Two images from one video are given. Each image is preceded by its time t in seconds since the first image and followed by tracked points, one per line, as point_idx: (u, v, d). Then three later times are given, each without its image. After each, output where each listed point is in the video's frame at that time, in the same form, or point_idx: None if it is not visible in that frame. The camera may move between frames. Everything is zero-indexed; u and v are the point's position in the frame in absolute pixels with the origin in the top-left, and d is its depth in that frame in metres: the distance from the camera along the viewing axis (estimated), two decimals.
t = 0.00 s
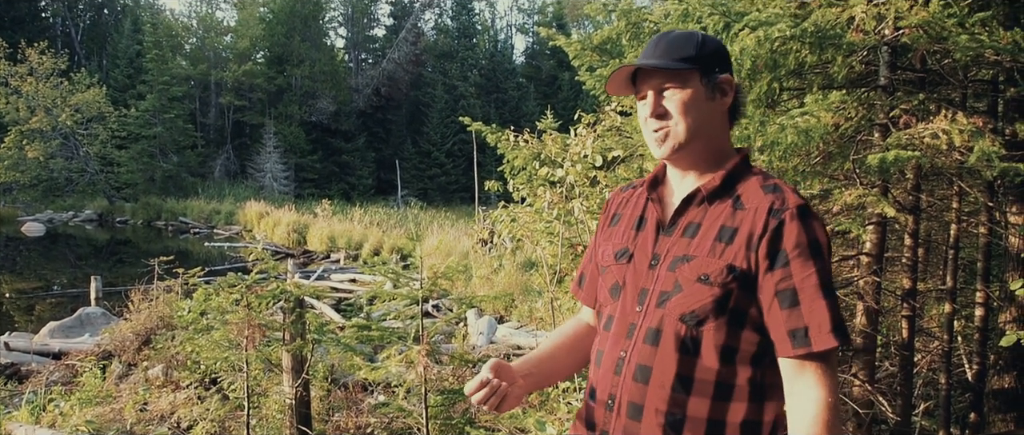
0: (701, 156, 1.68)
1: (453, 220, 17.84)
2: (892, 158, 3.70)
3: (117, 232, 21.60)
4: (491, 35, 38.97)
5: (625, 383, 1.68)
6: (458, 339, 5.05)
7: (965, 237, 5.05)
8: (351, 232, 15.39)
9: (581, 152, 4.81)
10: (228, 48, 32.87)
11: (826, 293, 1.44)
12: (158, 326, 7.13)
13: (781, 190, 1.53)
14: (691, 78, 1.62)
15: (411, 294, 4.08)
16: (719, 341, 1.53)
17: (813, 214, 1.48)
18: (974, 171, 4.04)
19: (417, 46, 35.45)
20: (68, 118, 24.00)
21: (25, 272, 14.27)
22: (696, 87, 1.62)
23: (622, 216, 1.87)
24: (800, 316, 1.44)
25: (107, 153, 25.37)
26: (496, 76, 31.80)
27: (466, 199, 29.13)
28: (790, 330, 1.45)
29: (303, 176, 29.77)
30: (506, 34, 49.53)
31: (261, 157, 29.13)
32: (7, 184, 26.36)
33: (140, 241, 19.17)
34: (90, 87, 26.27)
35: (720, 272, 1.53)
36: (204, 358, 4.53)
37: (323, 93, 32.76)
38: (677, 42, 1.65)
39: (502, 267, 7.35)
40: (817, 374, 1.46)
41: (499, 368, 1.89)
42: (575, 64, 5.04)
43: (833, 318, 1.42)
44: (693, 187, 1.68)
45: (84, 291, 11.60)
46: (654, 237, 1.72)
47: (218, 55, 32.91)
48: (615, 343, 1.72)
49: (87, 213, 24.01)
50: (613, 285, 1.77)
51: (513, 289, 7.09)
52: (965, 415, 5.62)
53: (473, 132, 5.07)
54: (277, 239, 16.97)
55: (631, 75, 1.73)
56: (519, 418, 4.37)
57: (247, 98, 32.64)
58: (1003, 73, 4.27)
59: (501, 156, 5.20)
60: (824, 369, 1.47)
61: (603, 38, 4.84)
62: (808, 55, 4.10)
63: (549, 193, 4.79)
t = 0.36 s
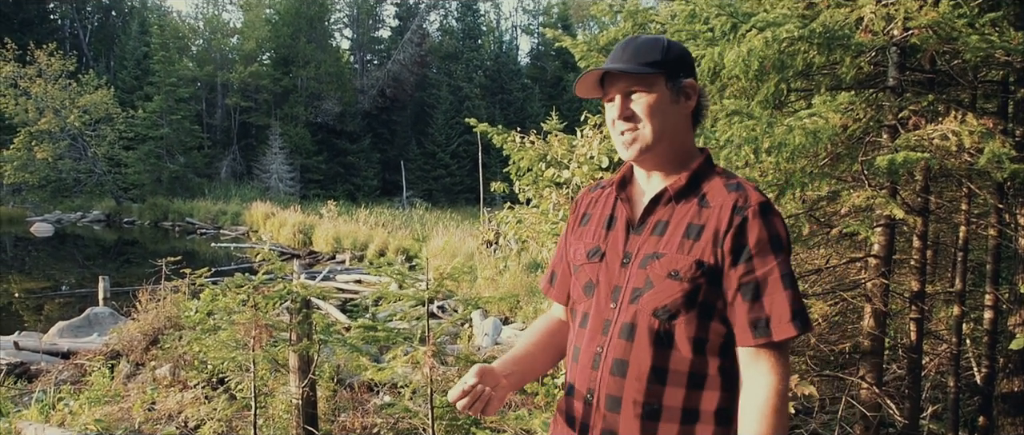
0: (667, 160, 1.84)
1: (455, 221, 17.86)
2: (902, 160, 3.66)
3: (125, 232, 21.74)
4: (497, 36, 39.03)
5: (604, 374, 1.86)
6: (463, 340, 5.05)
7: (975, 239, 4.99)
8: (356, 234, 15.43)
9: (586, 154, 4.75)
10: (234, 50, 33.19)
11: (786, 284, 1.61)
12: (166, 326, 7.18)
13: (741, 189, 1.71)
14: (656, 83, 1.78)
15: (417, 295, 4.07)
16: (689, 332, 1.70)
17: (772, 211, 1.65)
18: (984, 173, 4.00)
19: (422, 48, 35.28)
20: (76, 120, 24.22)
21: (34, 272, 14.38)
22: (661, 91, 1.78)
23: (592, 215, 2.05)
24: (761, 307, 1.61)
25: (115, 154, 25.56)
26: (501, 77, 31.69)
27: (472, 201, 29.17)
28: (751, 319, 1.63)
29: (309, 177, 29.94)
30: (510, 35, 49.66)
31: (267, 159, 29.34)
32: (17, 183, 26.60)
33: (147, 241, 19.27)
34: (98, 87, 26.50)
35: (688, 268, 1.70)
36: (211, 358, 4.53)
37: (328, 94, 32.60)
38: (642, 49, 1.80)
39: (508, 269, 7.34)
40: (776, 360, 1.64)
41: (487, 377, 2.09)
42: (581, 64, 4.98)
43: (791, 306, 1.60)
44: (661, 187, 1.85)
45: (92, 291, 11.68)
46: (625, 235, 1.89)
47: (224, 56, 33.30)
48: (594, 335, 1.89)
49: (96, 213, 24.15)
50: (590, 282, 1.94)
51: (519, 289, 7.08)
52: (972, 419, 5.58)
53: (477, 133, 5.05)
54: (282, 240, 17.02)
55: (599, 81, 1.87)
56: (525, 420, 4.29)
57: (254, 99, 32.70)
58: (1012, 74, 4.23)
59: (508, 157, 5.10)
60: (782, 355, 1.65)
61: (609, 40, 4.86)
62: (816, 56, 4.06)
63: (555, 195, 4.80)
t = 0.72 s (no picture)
0: (644, 157, 1.84)
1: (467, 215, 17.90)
2: (923, 153, 3.61)
3: (145, 227, 22.05)
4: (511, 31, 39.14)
5: (588, 364, 1.85)
6: (478, 336, 5.02)
7: (997, 234, 4.90)
8: (370, 228, 15.51)
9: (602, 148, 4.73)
10: (250, 47, 33.44)
11: (760, 274, 1.64)
12: (184, 319, 7.23)
13: (716, 186, 1.72)
14: (631, 84, 1.77)
15: (431, 290, 4.07)
16: (671, 323, 1.71)
17: (746, 207, 1.68)
18: (1007, 167, 3.93)
19: (435, 43, 35.77)
20: (95, 116, 24.88)
21: (54, 266, 14.65)
22: (635, 93, 1.77)
23: (570, 211, 2.02)
24: (740, 298, 1.63)
25: (133, 150, 26.24)
26: (515, 71, 31.96)
27: (485, 195, 29.23)
28: (728, 308, 1.65)
29: (324, 172, 30.23)
30: (523, 29, 49.83)
31: (282, 153, 29.56)
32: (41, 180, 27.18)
33: (166, 236, 19.54)
34: (117, 84, 26.94)
35: (668, 261, 1.70)
36: (228, 352, 4.63)
37: (342, 90, 33.04)
38: (618, 51, 1.79)
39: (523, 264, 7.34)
40: (748, 351, 1.65)
41: (482, 380, 2.11)
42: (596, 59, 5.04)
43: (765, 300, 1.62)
44: (639, 185, 1.85)
45: (110, 285, 11.88)
46: (605, 231, 1.88)
47: (240, 52, 33.56)
48: (576, 330, 1.88)
49: (115, 209, 24.59)
50: (570, 278, 1.93)
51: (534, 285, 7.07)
52: (995, 417, 5.49)
53: (493, 127, 5.05)
54: (298, 235, 17.15)
55: (576, 81, 1.85)
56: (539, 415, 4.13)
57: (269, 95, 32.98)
58: None
59: (523, 152, 5.10)
60: (756, 344, 1.67)
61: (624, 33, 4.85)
62: (835, 49, 3.99)
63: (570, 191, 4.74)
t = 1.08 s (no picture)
0: (638, 155, 2.02)
1: (485, 213, 17.92)
2: (949, 150, 3.57)
3: (166, 226, 22.28)
4: (528, 29, 39.22)
5: (593, 358, 2.01)
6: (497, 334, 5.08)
7: None
8: (389, 227, 15.55)
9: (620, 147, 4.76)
10: (270, 46, 33.21)
11: (750, 261, 1.81)
12: (206, 318, 7.31)
13: (705, 181, 1.90)
14: (629, 84, 1.97)
15: (451, 288, 4.09)
16: (669, 313, 1.88)
17: (733, 200, 1.85)
18: None
19: (455, 43, 35.86)
20: (117, 116, 25.42)
21: (78, 265, 14.82)
22: (631, 93, 1.97)
23: (566, 213, 2.17)
24: (732, 285, 1.80)
25: (155, 150, 26.68)
26: (533, 70, 32.24)
27: (503, 194, 29.27)
28: (722, 296, 1.81)
29: (343, 172, 30.42)
30: (542, 28, 50.11)
31: (302, 154, 29.70)
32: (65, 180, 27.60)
33: (186, 235, 19.72)
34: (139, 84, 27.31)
35: (663, 255, 1.87)
36: (249, 349, 4.67)
37: (362, 90, 33.19)
38: (618, 54, 1.99)
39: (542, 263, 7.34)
40: (746, 335, 1.81)
41: (462, 354, 2.19)
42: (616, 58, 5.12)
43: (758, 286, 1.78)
44: (633, 183, 2.02)
45: (133, 283, 12.03)
46: (602, 229, 2.05)
47: (261, 52, 33.46)
48: (579, 325, 2.04)
49: (138, 209, 24.85)
50: (570, 276, 2.08)
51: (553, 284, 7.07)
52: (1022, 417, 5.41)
53: (512, 127, 5.08)
54: (318, 234, 17.24)
55: (578, 81, 2.04)
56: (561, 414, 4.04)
57: (288, 95, 33.23)
58: None
59: (542, 151, 5.09)
60: (751, 328, 1.83)
61: (646, 32, 4.85)
62: (858, 45, 3.93)
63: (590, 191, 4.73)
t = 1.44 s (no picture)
0: (651, 158, 2.16)
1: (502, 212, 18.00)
2: (970, 150, 3.53)
3: (184, 227, 22.45)
4: (544, 29, 39.30)
5: (614, 355, 2.15)
6: (513, 335, 5.09)
7: None
8: (405, 227, 15.59)
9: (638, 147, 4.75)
10: (287, 48, 33.67)
11: (770, 258, 1.97)
12: (224, 318, 7.36)
13: (721, 180, 2.05)
14: (637, 89, 2.08)
15: (468, 289, 4.11)
16: (690, 309, 2.03)
17: (747, 198, 2.00)
18: None
19: (470, 42, 35.97)
20: (136, 118, 25.84)
21: (97, 265, 14.99)
22: (641, 97, 2.09)
23: (585, 215, 2.31)
24: (752, 280, 1.95)
25: (173, 150, 26.90)
26: (549, 70, 32.97)
27: (519, 194, 29.35)
28: (744, 292, 1.96)
29: (359, 172, 30.60)
30: (557, 28, 50.21)
31: (318, 154, 29.84)
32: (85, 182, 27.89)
33: (205, 236, 19.87)
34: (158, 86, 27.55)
35: (682, 254, 2.02)
36: (268, 349, 4.75)
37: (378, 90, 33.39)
38: (624, 61, 2.10)
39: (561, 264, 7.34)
40: (765, 326, 1.96)
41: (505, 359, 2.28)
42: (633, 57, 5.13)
43: (776, 281, 1.94)
44: (648, 185, 2.17)
45: (152, 283, 12.12)
46: (620, 229, 2.19)
47: (278, 53, 34.08)
48: (601, 323, 2.19)
49: (156, 209, 25.09)
50: (589, 276, 2.23)
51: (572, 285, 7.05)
52: None
53: (530, 127, 5.06)
54: (334, 234, 17.33)
55: (587, 92, 2.16)
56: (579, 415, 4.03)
57: (305, 95, 33.47)
58: None
59: (560, 151, 5.07)
60: (770, 323, 1.99)
61: (663, 32, 4.87)
62: (878, 44, 3.92)
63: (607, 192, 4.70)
